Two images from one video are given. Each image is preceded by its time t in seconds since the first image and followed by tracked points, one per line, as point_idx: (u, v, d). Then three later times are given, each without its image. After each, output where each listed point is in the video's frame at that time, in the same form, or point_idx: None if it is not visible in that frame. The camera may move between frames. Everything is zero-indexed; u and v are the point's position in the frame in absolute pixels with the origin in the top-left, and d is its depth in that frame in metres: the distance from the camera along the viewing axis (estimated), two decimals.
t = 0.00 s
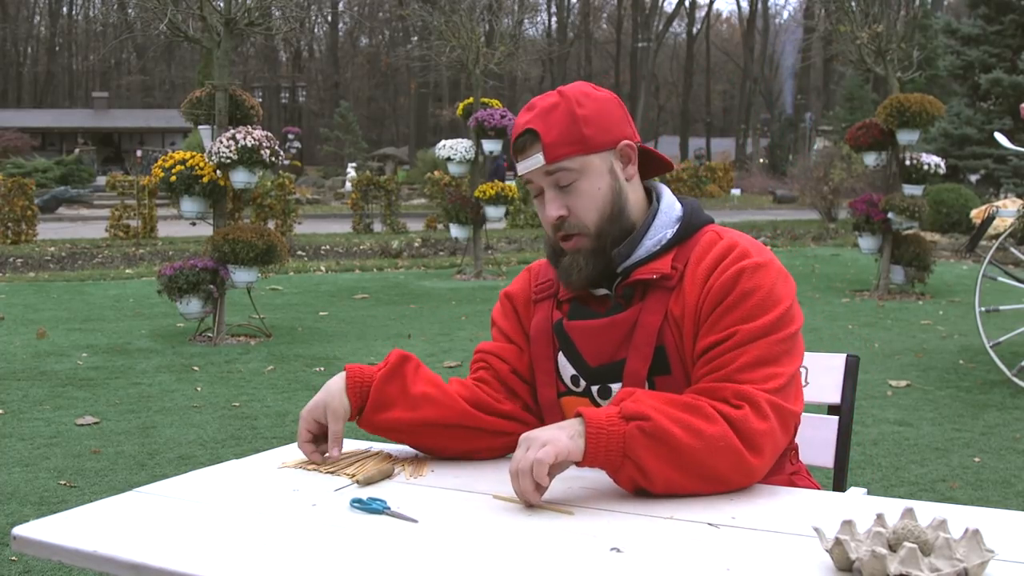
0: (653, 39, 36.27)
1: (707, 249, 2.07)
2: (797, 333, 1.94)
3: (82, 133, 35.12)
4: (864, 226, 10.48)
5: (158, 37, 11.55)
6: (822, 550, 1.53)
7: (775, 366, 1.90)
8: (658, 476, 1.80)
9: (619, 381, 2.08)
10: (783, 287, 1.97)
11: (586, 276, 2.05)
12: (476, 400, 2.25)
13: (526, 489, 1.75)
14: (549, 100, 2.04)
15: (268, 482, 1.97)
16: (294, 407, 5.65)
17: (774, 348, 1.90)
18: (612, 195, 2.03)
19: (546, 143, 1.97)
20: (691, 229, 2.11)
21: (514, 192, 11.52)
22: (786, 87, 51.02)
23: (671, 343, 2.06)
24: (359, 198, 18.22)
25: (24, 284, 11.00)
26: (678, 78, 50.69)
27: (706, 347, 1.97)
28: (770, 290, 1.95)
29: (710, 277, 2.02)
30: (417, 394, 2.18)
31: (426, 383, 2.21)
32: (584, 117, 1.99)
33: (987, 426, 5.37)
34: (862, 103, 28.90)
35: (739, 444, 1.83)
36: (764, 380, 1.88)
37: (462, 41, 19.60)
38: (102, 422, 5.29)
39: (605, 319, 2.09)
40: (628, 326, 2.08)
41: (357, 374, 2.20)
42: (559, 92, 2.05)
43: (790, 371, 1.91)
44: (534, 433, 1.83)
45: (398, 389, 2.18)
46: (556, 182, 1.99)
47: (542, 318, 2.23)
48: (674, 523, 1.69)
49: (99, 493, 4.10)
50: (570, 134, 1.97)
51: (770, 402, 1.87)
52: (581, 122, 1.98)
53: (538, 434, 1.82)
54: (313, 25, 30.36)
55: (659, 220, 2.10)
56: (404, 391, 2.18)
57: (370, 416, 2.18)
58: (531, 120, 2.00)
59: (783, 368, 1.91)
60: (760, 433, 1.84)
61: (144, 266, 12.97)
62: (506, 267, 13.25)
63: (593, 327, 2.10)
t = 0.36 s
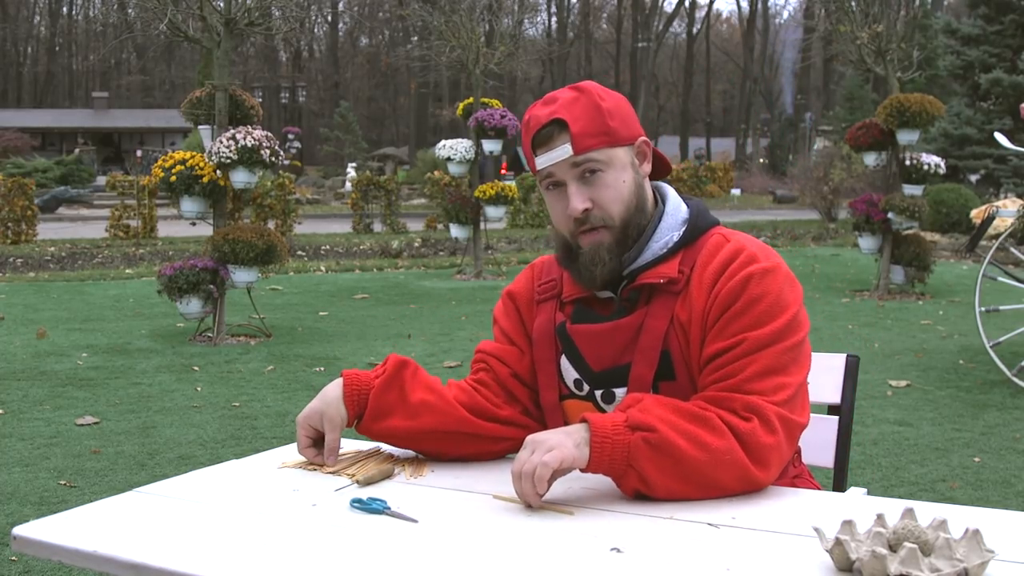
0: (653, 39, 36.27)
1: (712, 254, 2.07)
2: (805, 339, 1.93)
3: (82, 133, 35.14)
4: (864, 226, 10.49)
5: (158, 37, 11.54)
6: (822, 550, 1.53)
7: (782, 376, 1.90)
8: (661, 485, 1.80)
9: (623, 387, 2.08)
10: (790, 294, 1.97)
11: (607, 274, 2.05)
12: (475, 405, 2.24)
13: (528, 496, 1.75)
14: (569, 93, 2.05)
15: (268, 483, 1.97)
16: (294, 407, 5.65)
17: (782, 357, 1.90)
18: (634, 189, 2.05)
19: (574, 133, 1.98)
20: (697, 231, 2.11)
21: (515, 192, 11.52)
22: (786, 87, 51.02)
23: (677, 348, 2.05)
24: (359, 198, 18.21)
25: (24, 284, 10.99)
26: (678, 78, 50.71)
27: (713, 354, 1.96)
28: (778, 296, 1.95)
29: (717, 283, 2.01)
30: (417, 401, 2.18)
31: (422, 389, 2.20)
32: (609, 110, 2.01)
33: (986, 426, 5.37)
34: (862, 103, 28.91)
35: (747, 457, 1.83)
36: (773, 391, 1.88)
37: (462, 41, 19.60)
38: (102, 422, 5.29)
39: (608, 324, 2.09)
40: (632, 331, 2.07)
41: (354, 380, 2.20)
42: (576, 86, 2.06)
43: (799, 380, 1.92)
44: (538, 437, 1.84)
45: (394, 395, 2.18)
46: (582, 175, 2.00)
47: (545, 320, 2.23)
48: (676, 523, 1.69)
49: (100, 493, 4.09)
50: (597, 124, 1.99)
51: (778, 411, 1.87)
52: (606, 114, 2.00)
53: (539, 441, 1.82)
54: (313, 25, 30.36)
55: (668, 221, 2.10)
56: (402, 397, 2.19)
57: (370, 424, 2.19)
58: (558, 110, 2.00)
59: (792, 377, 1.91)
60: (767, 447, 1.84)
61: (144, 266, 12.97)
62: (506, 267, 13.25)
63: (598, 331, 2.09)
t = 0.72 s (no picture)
0: (652, 39, 36.27)
1: (712, 253, 2.07)
2: (804, 338, 1.93)
3: (82, 133, 35.16)
4: (864, 226, 10.50)
5: (158, 37, 11.54)
6: (822, 550, 1.53)
7: (782, 377, 1.90)
8: (661, 485, 1.80)
9: (623, 387, 2.08)
10: (789, 291, 1.98)
11: (604, 272, 2.05)
12: (476, 402, 2.25)
13: (528, 496, 1.75)
14: (566, 94, 2.05)
15: (268, 482, 1.97)
16: (294, 407, 5.65)
17: (780, 358, 1.90)
18: (631, 189, 2.05)
19: (572, 133, 1.98)
20: (696, 231, 2.11)
21: (515, 192, 11.52)
22: (785, 87, 51.05)
23: (676, 351, 2.05)
24: (359, 198, 18.20)
25: (24, 284, 10.99)
26: (678, 78, 50.70)
27: (713, 355, 1.96)
28: (778, 294, 1.95)
29: (715, 283, 2.01)
30: (422, 392, 2.18)
31: (427, 381, 2.20)
32: (607, 110, 2.01)
33: (986, 426, 5.37)
34: (862, 103, 28.92)
35: (747, 457, 1.83)
36: (773, 392, 1.88)
37: (462, 41, 19.61)
38: (102, 422, 5.29)
39: (606, 325, 2.08)
40: (632, 333, 2.07)
41: (362, 367, 2.19)
42: (573, 87, 2.06)
43: (799, 379, 1.92)
44: (538, 438, 1.84)
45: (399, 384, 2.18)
46: (579, 175, 2.00)
47: (545, 320, 2.24)
48: (676, 522, 1.69)
49: (100, 493, 4.09)
50: (593, 125, 1.99)
51: (778, 412, 1.87)
52: (604, 114, 2.00)
53: (539, 442, 1.82)
54: (314, 24, 30.36)
55: (667, 221, 2.10)
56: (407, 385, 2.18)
57: (373, 412, 2.18)
58: (557, 111, 2.00)
59: (792, 377, 1.92)
60: (767, 449, 1.84)
61: (144, 266, 12.97)
62: (506, 267, 13.24)
63: (597, 333, 2.09)
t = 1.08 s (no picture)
0: (653, 39, 36.25)
1: (711, 253, 2.07)
2: (804, 338, 1.93)
3: (82, 133, 35.17)
4: (864, 226, 10.50)
5: (158, 37, 11.53)
6: (821, 550, 1.53)
7: (782, 378, 1.90)
8: (661, 485, 1.80)
9: (622, 388, 2.09)
10: (788, 291, 1.98)
11: (602, 270, 2.05)
12: (477, 401, 2.25)
13: (528, 495, 1.75)
14: (568, 90, 2.06)
15: (268, 482, 1.97)
16: (293, 407, 5.65)
17: (781, 356, 1.90)
18: (631, 186, 2.06)
19: (573, 126, 1.99)
20: (695, 231, 2.11)
21: (514, 192, 11.52)
22: (785, 86, 51.03)
23: (675, 351, 2.05)
24: (358, 198, 18.20)
25: (24, 284, 10.99)
26: (678, 78, 50.70)
27: (713, 355, 1.96)
28: (778, 295, 1.95)
29: (715, 283, 2.01)
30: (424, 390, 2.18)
31: (429, 379, 2.20)
32: (608, 106, 2.02)
33: (987, 426, 5.37)
34: (862, 103, 28.91)
35: (747, 457, 1.83)
36: (773, 392, 1.88)
37: (462, 41, 19.63)
38: (102, 422, 5.29)
39: (606, 325, 2.09)
40: (630, 332, 2.07)
41: (364, 366, 2.18)
42: (575, 84, 2.08)
43: (799, 380, 1.92)
44: (537, 438, 1.84)
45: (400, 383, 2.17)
46: (579, 170, 2.01)
47: (544, 320, 2.24)
48: (675, 523, 1.69)
49: (100, 493, 4.10)
50: (595, 120, 2.00)
51: (778, 411, 1.87)
52: (606, 110, 2.01)
53: (538, 444, 1.82)
54: (313, 24, 30.32)
55: (667, 221, 2.10)
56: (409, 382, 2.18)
57: (375, 409, 2.17)
58: (558, 105, 2.02)
59: (792, 376, 1.92)
60: (767, 450, 1.84)
61: (144, 267, 12.97)
62: (506, 267, 13.24)
63: (597, 332, 2.09)
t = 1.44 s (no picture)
0: (653, 38, 36.24)
1: (714, 254, 2.07)
2: (808, 339, 1.93)
3: (82, 133, 35.18)
4: (864, 226, 10.50)
5: (158, 37, 11.52)
6: (822, 550, 1.53)
7: (785, 380, 1.90)
8: (661, 487, 1.80)
9: (624, 389, 2.08)
10: (791, 292, 1.98)
11: (608, 279, 2.05)
12: (479, 410, 2.23)
13: (529, 498, 1.75)
14: (565, 98, 2.04)
15: (269, 482, 1.97)
16: (293, 407, 5.65)
17: (783, 358, 1.90)
18: (635, 193, 2.05)
19: (575, 138, 1.97)
20: (698, 232, 2.11)
21: (515, 192, 11.52)
22: (785, 86, 51.00)
23: (679, 353, 2.05)
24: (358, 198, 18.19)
25: (24, 284, 10.99)
26: (678, 78, 50.69)
27: (715, 356, 1.96)
28: (780, 296, 1.95)
29: (718, 284, 2.01)
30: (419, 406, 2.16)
31: (428, 394, 2.18)
32: (608, 113, 2.00)
33: (987, 426, 5.37)
34: (862, 103, 28.90)
35: (748, 459, 1.83)
36: (775, 393, 1.88)
37: (462, 41, 19.63)
38: (102, 422, 5.29)
39: (609, 325, 2.09)
40: (633, 334, 2.07)
41: (360, 383, 2.17)
42: (573, 90, 2.05)
43: (801, 381, 1.92)
44: (537, 440, 1.84)
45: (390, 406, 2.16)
46: (582, 183, 1.99)
47: (546, 321, 2.24)
48: (676, 523, 1.69)
49: (100, 493, 4.10)
50: (597, 128, 1.98)
51: (782, 413, 1.87)
52: (606, 117, 1.99)
53: (538, 445, 1.82)
54: (313, 24, 30.29)
55: (670, 222, 2.10)
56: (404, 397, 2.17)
57: (375, 426, 2.16)
58: (558, 115, 1.99)
59: (794, 378, 1.91)
60: (770, 452, 1.84)
61: (143, 267, 12.97)
62: (506, 267, 13.24)
63: (600, 333, 2.09)
